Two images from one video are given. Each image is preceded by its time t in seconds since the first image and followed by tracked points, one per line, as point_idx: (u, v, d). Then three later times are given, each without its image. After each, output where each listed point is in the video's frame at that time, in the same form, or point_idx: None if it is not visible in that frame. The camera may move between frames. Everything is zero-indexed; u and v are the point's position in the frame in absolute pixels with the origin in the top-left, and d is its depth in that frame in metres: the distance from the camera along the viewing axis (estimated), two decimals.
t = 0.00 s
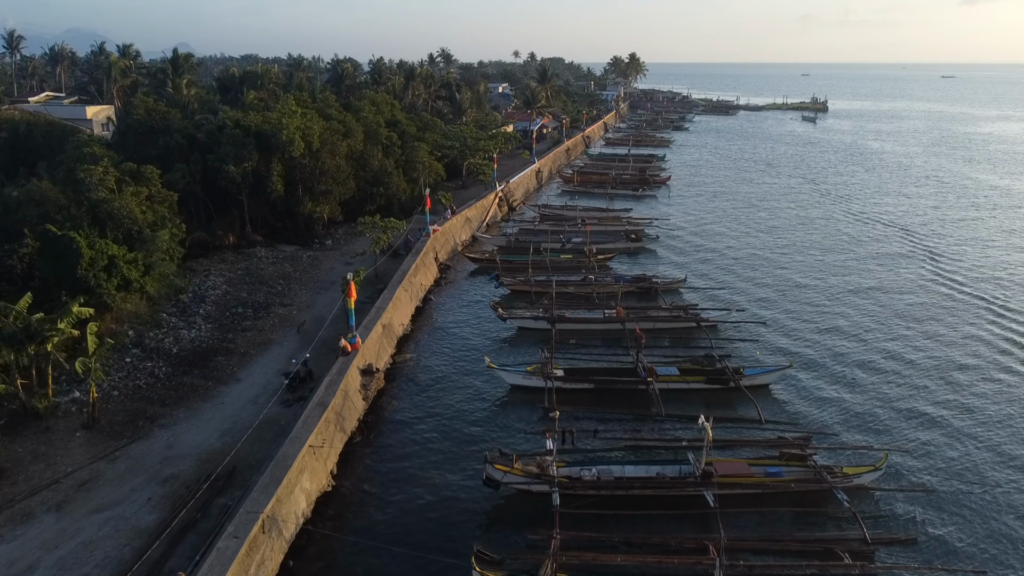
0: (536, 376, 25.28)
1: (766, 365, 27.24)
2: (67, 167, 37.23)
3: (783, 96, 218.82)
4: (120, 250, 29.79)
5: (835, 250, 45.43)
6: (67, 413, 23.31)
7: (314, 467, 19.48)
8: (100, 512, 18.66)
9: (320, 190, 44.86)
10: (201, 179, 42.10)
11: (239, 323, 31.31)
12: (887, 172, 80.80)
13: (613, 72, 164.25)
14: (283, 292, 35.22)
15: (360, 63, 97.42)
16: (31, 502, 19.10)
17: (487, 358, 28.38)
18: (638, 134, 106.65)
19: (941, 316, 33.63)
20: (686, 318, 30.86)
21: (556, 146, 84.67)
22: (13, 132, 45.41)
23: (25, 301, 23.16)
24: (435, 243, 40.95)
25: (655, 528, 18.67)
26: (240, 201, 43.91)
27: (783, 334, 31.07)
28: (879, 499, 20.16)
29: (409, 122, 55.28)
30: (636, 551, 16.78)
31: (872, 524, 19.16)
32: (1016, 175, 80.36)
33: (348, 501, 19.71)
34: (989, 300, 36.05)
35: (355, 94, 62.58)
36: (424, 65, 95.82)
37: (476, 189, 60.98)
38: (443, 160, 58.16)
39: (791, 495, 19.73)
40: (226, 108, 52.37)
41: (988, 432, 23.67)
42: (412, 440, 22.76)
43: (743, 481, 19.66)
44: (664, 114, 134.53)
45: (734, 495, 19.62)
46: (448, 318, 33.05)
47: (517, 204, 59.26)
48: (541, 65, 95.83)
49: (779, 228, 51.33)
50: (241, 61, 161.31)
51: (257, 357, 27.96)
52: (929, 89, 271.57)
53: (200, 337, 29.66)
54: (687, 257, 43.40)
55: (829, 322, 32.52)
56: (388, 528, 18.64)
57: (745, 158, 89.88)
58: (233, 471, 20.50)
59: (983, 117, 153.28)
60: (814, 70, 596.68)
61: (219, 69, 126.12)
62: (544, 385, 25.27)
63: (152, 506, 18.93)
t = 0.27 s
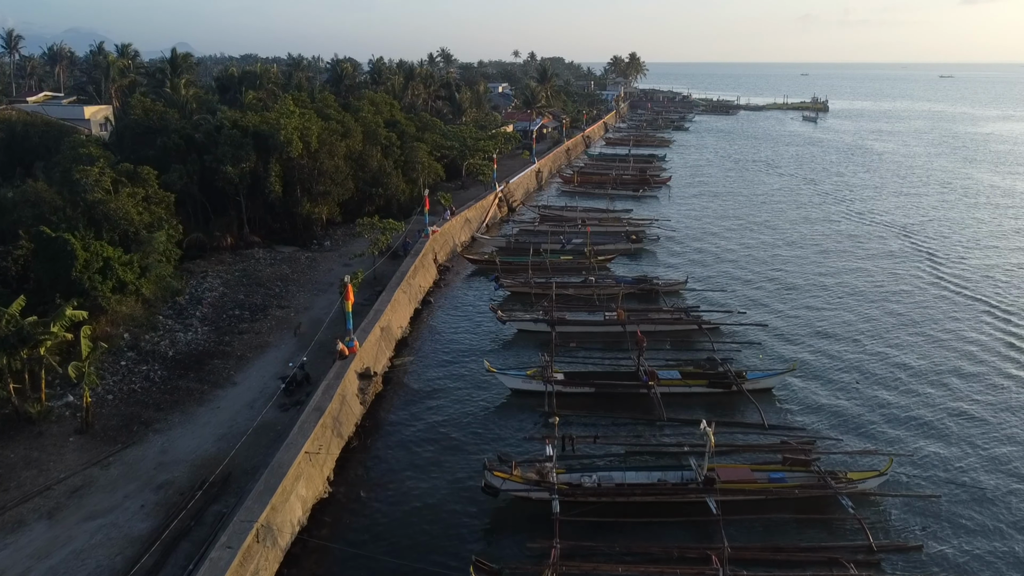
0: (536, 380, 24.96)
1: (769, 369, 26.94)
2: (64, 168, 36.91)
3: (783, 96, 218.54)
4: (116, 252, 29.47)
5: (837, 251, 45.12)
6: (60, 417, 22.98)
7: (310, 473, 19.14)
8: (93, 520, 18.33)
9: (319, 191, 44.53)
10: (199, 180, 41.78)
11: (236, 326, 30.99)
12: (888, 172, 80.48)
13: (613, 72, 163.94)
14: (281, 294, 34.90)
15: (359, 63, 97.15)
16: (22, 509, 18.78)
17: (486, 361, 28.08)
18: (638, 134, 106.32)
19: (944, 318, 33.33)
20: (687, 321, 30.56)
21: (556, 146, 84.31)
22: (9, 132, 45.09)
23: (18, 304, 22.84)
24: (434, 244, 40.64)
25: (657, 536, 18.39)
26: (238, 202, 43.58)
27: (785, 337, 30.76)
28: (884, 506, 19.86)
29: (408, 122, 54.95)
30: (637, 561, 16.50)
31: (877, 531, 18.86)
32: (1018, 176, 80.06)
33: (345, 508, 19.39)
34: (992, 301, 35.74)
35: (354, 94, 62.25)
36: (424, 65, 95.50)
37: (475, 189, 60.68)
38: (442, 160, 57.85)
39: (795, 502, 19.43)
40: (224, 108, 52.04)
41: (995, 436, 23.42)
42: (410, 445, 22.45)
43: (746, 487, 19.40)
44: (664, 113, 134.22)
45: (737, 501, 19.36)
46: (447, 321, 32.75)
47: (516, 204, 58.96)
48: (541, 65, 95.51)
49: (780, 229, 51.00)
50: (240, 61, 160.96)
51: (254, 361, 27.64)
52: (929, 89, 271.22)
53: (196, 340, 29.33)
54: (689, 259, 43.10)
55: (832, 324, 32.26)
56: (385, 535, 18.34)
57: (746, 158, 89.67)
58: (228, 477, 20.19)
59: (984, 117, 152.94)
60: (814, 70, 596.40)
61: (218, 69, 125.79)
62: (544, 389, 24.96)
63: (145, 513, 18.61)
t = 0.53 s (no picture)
0: (536, 384, 24.67)
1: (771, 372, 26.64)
2: (59, 168, 36.58)
3: (783, 96, 218.21)
4: (111, 254, 29.17)
5: (839, 252, 44.81)
6: (53, 422, 22.68)
7: (306, 480, 18.83)
8: (84, 528, 18.01)
9: (317, 192, 44.21)
10: (196, 181, 41.46)
11: (232, 328, 30.67)
12: (889, 173, 80.15)
13: (613, 72, 163.61)
14: (278, 296, 34.59)
15: (359, 63, 96.85)
16: (13, 517, 18.47)
17: (485, 365, 27.78)
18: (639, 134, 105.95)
19: (948, 320, 33.02)
20: (688, 323, 30.28)
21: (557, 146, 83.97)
22: (6, 133, 44.77)
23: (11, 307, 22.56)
24: (433, 246, 40.35)
25: (659, 545, 18.10)
26: (235, 202, 43.25)
27: (787, 339, 30.46)
28: (889, 513, 19.57)
29: (407, 123, 54.64)
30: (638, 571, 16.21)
31: (882, 539, 18.57)
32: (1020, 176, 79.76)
33: (342, 515, 19.09)
34: (996, 303, 35.42)
35: (353, 94, 61.91)
36: (424, 65, 95.15)
37: (475, 190, 60.38)
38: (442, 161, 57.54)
39: (798, 509, 19.13)
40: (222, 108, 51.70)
41: (1002, 440, 23.14)
42: (408, 450, 22.15)
43: (749, 494, 19.09)
44: (665, 113, 133.86)
45: (740, 508, 19.06)
46: (446, 323, 32.45)
47: (516, 205, 58.67)
48: (542, 65, 95.14)
49: (781, 230, 50.70)
50: (239, 61, 160.62)
51: (250, 364, 27.33)
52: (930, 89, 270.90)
53: (192, 343, 29.02)
54: (690, 260, 42.79)
55: (835, 326, 31.95)
56: (382, 543, 18.04)
57: (746, 158, 89.38)
58: (223, 484, 19.89)
59: (985, 117, 152.58)
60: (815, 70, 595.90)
61: (217, 69, 125.41)
62: (544, 393, 24.66)
63: (139, 521, 18.31)
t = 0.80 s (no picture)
0: (535, 389, 24.35)
1: (774, 376, 26.36)
2: (55, 170, 36.26)
3: (783, 96, 218.02)
4: (105, 257, 28.85)
5: (840, 254, 44.53)
6: (46, 427, 22.37)
7: (301, 488, 18.51)
8: (76, 537, 17.71)
9: (315, 193, 43.89)
10: (193, 182, 41.17)
11: (229, 331, 30.35)
12: (891, 173, 79.86)
13: (613, 72, 163.33)
14: (276, 298, 34.30)
15: (359, 63, 96.45)
16: (4, 525, 18.14)
17: (484, 368, 27.48)
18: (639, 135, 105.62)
19: (951, 323, 32.72)
20: (690, 326, 29.99)
21: (557, 146, 83.64)
22: (2, 134, 44.47)
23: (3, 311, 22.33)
24: (432, 247, 40.03)
25: (660, 554, 17.80)
26: (233, 204, 42.92)
27: (790, 343, 30.14)
28: (894, 520, 19.26)
29: (406, 123, 54.33)
30: None
31: (887, 547, 18.27)
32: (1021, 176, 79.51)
33: (338, 523, 18.78)
34: (1000, 305, 35.12)
35: (352, 94, 61.58)
36: (423, 65, 94.81)
37: (474, 191, 60.07)
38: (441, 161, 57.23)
39: (801, 516, 18.82)
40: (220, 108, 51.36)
41: (1009, 445, 22.84)
42: (406, 456, 21.84)
43: (751, 501, 18.78)
44: (665, 114, 133.52)
45: (742, 516, 18.74)
46: (445, 325, 32.16)
47: (516, 206, 58.36)
48: (541, 65, 94.82)
49: (783, 231, 50.40)
50: (239, 61, 160.29)
51: (247, 367, 27.02)
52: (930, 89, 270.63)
53: (188, 346, 28.72)
54: (690, 261, 42.48)
55: (839, 329, 31.65)
56: (379, 552, 17.73)
57: (747, 158, 89.09)
58: (218, 491, 19.58)
59: (986, 117, 152.29)
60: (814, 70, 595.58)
61: (217, 69, 125.06)
62: (544, 398, 24.34)
63: (131, 530, 17.98)
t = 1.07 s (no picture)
0: (535, 393, 24.05)
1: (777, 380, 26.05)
2: (50, 170, 35.94)
3: (783, 96, 217.62)
4: (101, 259, 28.52)
5: (843, 255, 44.21)
6: (39, 433, 22.07)
7: (297, 495, 18.20)
8: (68, 545, 17.40)
9: (314, 194, 43.53)
10: (191, 183, 40.85)
11: (226, 334, 30.04)
12: (892, 174, 79.57)
13: (613, 72, 162.95)
14: (273, 300, 33.97)
15: (359, 62, 96.09)
16: None
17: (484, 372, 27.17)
18: (639, 135, 105.33)
19: (956, 326, 32.42)
20: (691, 329, 29.68)
21: (557, 146, 83.31)
22: None
23: None
24: (431, 249, 39.71)
25: (662, 562, 17.50)
26: (231, 205, 42.60)
27: (792, 346, 29.81)
28: (900, 528, 18.97)
29: (406, 123, 54.00)
30: None
31: (893, 555, 17.98)
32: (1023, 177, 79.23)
33: (335, 531, 18.48)
34: (1004, 307, 34.81)
35: (351, 94, 61.24)
36: (423, 65, 94.49)
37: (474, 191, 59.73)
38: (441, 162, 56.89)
39: (806, 523, 18.52)
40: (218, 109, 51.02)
41: (1016, 450, 22.55)
42: (405, 462, 21.53)
43: (755, 508, 18.48)
44: (665, 114, 133.18)
45: (746, 523, 18.44)
46: (444, 328, 31.86)
47: (516, 207, 58.05)
48: (541, 65, 94.33)
49: (785, 233, 50.06)
50: (238, 61, 159.79)
51: (243, 371, 26.71)
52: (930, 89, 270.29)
53: (184, 349, 28.42)
54: (692, 263, 42.15)
55: (842, 332, 31.37)
56: (376, 561, 17.43)
57: (748, 159, 88.75)
58: (213, 498, 19.27)
59: (987, 117, 151.97)
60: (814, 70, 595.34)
61: (216, 69, 124.60)
62: (544, 402, 24.04)
63: (124, 538, 17.67)
